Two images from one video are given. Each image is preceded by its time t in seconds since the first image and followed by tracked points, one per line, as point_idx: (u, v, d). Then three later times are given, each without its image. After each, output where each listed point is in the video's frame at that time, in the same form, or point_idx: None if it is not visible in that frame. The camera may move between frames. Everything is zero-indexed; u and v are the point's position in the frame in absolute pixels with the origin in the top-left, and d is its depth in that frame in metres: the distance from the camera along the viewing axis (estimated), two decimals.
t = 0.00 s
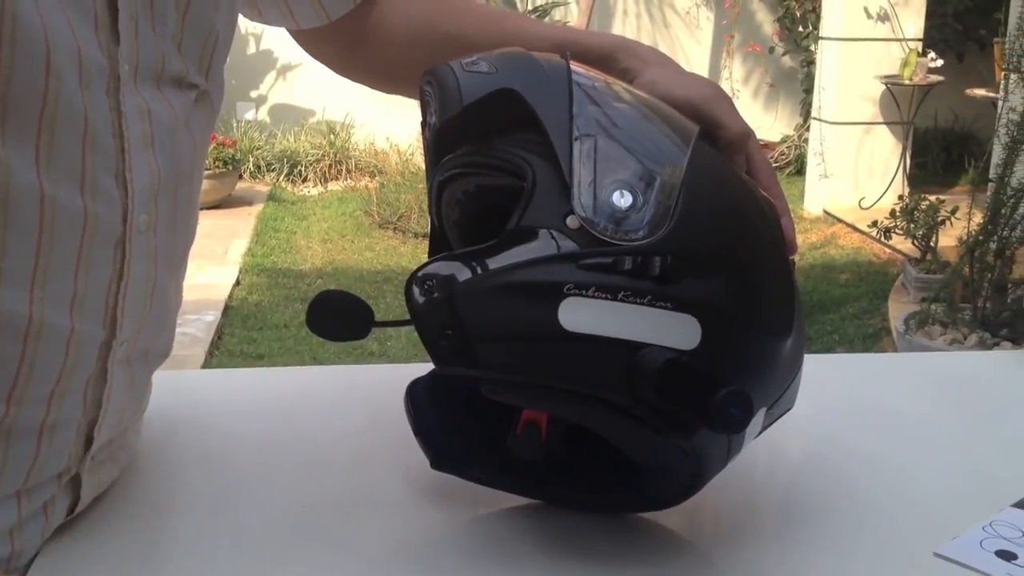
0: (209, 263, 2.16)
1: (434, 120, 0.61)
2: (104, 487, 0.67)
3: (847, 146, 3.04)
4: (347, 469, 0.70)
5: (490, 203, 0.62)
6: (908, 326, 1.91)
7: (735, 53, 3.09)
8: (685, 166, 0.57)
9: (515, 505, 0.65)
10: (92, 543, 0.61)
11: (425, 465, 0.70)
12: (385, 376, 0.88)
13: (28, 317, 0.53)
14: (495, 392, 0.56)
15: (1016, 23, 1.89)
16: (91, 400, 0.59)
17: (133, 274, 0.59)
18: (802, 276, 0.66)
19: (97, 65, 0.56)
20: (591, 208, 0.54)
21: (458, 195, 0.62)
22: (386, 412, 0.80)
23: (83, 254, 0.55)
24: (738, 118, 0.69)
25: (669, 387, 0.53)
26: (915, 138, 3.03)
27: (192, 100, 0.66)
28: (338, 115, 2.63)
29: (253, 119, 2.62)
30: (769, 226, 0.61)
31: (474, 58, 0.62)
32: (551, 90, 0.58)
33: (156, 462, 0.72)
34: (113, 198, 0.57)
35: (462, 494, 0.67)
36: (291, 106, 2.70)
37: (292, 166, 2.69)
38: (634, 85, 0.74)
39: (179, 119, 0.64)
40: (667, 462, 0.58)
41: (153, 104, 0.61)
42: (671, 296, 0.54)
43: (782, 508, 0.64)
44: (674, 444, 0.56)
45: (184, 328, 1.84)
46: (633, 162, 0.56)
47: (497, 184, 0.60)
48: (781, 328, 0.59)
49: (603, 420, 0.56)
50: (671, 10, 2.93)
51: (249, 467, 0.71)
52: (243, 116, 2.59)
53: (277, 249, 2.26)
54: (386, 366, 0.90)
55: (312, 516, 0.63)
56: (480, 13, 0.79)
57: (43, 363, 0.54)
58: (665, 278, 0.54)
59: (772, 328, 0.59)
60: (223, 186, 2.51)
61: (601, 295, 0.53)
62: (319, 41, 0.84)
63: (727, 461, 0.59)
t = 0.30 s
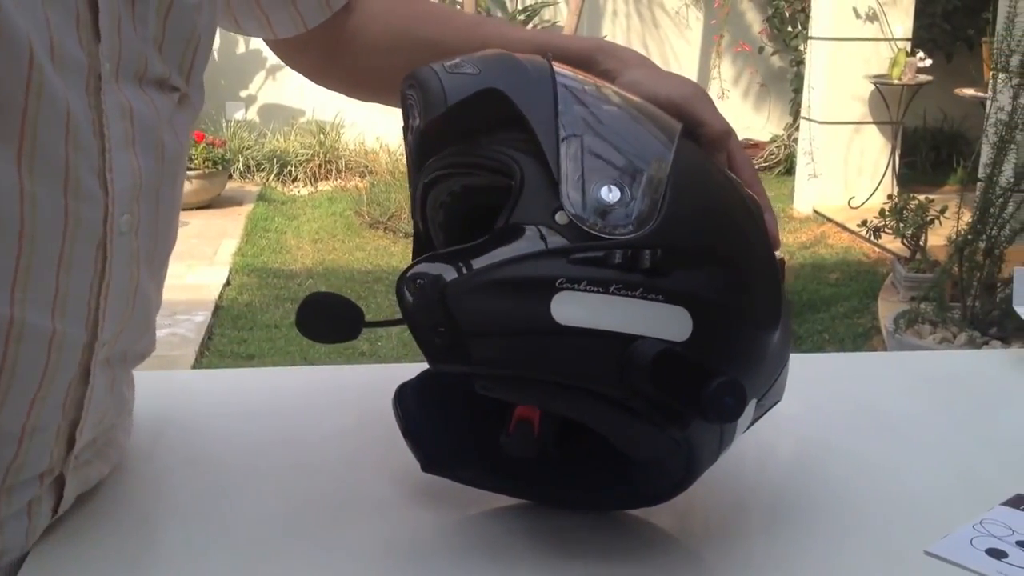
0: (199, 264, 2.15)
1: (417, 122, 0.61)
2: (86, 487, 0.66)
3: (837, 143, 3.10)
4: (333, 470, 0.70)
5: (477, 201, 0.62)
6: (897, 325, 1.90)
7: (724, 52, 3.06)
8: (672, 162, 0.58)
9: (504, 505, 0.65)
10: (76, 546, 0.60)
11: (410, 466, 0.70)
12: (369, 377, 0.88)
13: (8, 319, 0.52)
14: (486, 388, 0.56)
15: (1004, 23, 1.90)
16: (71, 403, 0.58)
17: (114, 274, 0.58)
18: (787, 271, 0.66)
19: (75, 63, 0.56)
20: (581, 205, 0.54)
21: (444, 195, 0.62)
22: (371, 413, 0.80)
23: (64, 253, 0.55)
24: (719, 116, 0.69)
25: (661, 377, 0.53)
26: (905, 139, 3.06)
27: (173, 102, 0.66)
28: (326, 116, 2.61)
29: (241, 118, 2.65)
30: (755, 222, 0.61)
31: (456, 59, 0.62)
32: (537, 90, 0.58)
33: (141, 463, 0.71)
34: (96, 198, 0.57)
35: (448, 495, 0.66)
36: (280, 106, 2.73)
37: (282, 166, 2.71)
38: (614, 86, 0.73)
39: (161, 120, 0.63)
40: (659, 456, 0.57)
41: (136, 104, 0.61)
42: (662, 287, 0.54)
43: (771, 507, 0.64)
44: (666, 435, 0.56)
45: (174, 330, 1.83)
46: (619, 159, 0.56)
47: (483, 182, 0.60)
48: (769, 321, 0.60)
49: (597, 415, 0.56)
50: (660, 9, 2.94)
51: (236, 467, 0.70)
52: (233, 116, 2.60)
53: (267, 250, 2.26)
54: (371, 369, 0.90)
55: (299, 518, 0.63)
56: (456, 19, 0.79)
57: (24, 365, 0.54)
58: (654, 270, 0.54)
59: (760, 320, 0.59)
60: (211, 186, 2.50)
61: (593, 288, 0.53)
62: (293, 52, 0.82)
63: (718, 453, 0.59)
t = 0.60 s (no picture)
0: (202, 263, 2.15)
1: (422, 121, 0.61)
2: (91, 487, 0.66)
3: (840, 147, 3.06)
4: (336, 471, 0.69)
5: (482, 201, 0.61)
6: (901, 325, 1.89)
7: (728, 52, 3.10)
8: (682, 160, 0.58)
9: (509, 506, 0.65)
10: (82, 546, 0.60)
11: (413, 468, 0.70)
12: (370, 377, 0.87)
13: (15, 319, 0.53)
14: (504, 381, 0.54)
15: (1008, 22, 1.89)
16: (77, 402, 0.58)
17: (121, 274, 0.58)
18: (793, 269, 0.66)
19: (82, 62, 0.56)
20: (596, 199, 0.54)
21: (450, 195, 0.61)
22: (373, 413, 0.80)
23: (72, 253, 0.55)
24: (720, 117, 0.69)
25: (682, 371, 0.53)
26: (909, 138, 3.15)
27: (178, 101, 0.66)
28: (330, 116, 2.69)
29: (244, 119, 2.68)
30: (761, 219, 0.61)
31: (460, 60, 0.62)
32: (545, 89, 0.58)
33: (147, 463, 0.71)
34: (104, 198, 0.56)
35: (451, 496, 0.66)
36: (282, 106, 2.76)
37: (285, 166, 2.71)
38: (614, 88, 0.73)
39: (167, 119, 0.63)
40: (675, 450, 0.58)
41: (141, 103, 0.61)
42: (678, 281, 0.54)
43: (778, 507, 0.64)
44: (682, 429, 0.56)
45: (177, 329, 1.82)
46: (630, 155, 0.56)
47: (490, 181, 0.59)
48: (778, 315, 0.59)
49: (611, 410, 0.55)
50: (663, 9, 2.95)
51: (239, 468, 0.70)
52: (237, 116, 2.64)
53: (270, 249, 2.25)
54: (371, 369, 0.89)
55: (304, 518, 0.63)
56: (453, 22, 0.78)
57: (31, 365, 0.54)
58: (670, 264, 0.54)
59: (772, 315, 0.59)
60: (214, 186, 2.50)
61: (610, 282, 0.53)
62: (291, 54, 0.82)
63: (729, 447, 0.59)
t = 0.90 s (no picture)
0: (210, 263, 2.17)
1: (434, 118, 0.61)
2: (98, 486, 0.66)
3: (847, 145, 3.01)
4: (346, 470, 0.70)
5: (492, 201, 0.61)
6: (908, 326, 1.89)
7: (739, 54, 3.20)
8: (696, 161, 0.58)
9: (518, 505, 0.65)
10: (92, 544, 0.61)
11: (423, 467, 0.70)
12: (382, 377, 0.87)
13: (26, 315, 0.53)
14: (512, 378, 0.55)
15: (1015, 23, 1.88)
16: (88, 399, 0.58)
17: (131, 272, 0.58)
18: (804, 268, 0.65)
19: (91, 60, 0.56)
20: (610, 199, 0.54)
21: (461, 193, 0.61)
22: (383, 413, 0.80)
23: (82, 251, 0.55)
24: (733, 118, 0.69)
25: (692, 373, 0.52)
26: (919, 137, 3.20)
27: (188, 99, 0.66)
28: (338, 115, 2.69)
29: (250, 117, 2.67)
30: (773, 220, 0.61)
31: (473, 57, 0.62)
32: (559, 88, 0.58)
33: (156, 462, 0.71)
34: (113, 196, 0.56)
35: (460, 496, 0.66)
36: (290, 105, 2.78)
37: (293, 165, 2.73)
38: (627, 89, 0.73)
39: (177, 117, 0.63)
40: (684, 452, 0.58)
41: (151, 101, 0.61)
42: (689, 282, 0.54)
43: (787, 507, 0.64)
44: (692, 430, 0.56)
45: (185, 328, 1.83)
46: (643, 155, 0.56)
47: (501, 181, 0.59)
48: (789, 317, 0.59)
49: (622, 408, 0.55)
50: (669, 10, 2.96)
51: (249, 466, 0.70)
52: (243, 115, 2.64)
53: (277, 248, 2.25)
54: (382, 368, 0.90)
55: (313, 517, 0.63)
56: (467, 21, 0.78)
57: (42, 361, 0.54)
58: (683, 266, 0.54)
59: (783, 317, 0.58)
60: (222, 185, 2.51)
61: (622, 283, 0.53)
62: (306, 52, 0.82)
63: (738, 449, 0.59)
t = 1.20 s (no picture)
0: (214, 261, 2.17)
1: (438, 116, 0.61)
2: (101, 484, 0.66)
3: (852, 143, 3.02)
4: (349, 469, 0.70)
5: (494, 202, 0.61)
6: (912, 325, 1.88)
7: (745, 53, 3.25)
8: (700, 163, 0.58)
9: (520, 504, 0.65)
10: (95, 541, 0.61)
11: (427, 466, 0.70)
12: (388, 376, 0.87)
13: (26, 308, 0.53)
14: (514, 386, 0.55)
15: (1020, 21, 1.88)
16: (89, 394, 0.59)
17: (131, 268, 0.58)
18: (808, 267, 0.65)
19: (91, 56, 0.56)
20: (612, 203, 0.54)
21: (464, 193, 0.61)
22: (387, 412, 0.80)
23: (82, 245, 0.55)
24: (739, 115, 0.69)
25: (694, 382, 0.53)
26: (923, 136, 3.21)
27: (189, 97, 0.66)
28: (342, 114, 2.72)
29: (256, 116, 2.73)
30: (778, 222, 0.61)
31: (477, 54, 0.62)
32: (563, 89, 0.58)
33: (160, 460, 0.71)
34: (115, 191, 0.57)
35: (462, 495, 0.66)
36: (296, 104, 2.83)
37: (297, 164, 2.75)
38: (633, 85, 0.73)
39: (178, 115, 0.63)
40: (685, 457, 0.58)
41: (150, 97, 0.61)
42: (692, 289, 0.54)
43: (788, 507, 0.64)
44: (693, 437, 0.56)
45: (189, 325, 1.83)
46: (644, 156, 0.56)
47: (503, 183, 0.59)
48: (793, 321, 0.59)
49: (624, 414, 0.56)
50: (673, 8, 2.98)
51: (252, 464, 0.71)
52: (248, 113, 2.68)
53: (280, 247, 2.25)
54: (390, 368, 0.89)
55: (316, 517, 0.63)
56: (472, 17, 0.78)
57: (42, 355, 0.54)
58: (686, 272, 0.54)
59: (786, 318, 0.59)
60: (226, 183, 2.51)
61: (624, 289, 0.53)
62: (313, 50, 0.82)
63: (740, 453, 0.59)
